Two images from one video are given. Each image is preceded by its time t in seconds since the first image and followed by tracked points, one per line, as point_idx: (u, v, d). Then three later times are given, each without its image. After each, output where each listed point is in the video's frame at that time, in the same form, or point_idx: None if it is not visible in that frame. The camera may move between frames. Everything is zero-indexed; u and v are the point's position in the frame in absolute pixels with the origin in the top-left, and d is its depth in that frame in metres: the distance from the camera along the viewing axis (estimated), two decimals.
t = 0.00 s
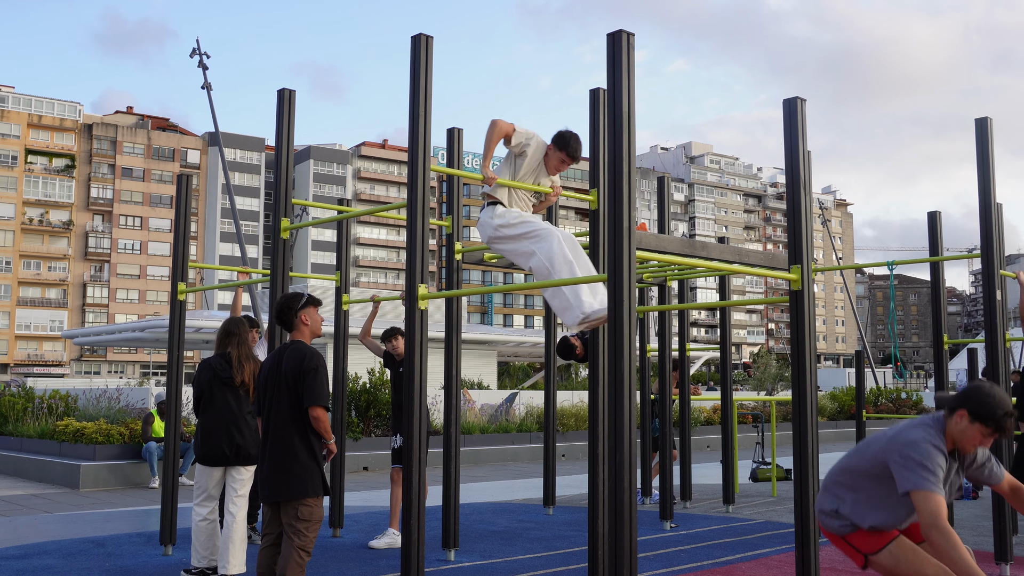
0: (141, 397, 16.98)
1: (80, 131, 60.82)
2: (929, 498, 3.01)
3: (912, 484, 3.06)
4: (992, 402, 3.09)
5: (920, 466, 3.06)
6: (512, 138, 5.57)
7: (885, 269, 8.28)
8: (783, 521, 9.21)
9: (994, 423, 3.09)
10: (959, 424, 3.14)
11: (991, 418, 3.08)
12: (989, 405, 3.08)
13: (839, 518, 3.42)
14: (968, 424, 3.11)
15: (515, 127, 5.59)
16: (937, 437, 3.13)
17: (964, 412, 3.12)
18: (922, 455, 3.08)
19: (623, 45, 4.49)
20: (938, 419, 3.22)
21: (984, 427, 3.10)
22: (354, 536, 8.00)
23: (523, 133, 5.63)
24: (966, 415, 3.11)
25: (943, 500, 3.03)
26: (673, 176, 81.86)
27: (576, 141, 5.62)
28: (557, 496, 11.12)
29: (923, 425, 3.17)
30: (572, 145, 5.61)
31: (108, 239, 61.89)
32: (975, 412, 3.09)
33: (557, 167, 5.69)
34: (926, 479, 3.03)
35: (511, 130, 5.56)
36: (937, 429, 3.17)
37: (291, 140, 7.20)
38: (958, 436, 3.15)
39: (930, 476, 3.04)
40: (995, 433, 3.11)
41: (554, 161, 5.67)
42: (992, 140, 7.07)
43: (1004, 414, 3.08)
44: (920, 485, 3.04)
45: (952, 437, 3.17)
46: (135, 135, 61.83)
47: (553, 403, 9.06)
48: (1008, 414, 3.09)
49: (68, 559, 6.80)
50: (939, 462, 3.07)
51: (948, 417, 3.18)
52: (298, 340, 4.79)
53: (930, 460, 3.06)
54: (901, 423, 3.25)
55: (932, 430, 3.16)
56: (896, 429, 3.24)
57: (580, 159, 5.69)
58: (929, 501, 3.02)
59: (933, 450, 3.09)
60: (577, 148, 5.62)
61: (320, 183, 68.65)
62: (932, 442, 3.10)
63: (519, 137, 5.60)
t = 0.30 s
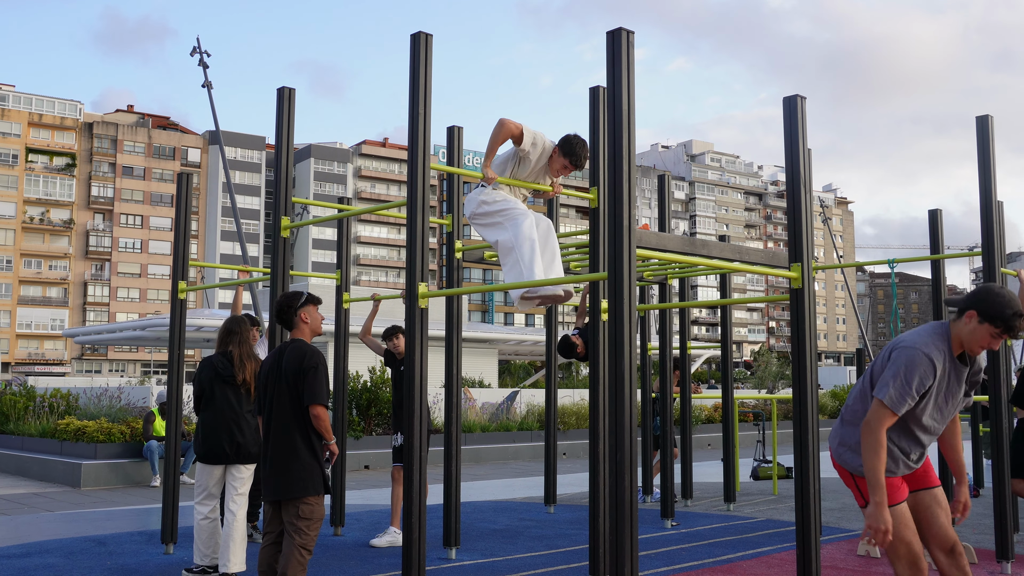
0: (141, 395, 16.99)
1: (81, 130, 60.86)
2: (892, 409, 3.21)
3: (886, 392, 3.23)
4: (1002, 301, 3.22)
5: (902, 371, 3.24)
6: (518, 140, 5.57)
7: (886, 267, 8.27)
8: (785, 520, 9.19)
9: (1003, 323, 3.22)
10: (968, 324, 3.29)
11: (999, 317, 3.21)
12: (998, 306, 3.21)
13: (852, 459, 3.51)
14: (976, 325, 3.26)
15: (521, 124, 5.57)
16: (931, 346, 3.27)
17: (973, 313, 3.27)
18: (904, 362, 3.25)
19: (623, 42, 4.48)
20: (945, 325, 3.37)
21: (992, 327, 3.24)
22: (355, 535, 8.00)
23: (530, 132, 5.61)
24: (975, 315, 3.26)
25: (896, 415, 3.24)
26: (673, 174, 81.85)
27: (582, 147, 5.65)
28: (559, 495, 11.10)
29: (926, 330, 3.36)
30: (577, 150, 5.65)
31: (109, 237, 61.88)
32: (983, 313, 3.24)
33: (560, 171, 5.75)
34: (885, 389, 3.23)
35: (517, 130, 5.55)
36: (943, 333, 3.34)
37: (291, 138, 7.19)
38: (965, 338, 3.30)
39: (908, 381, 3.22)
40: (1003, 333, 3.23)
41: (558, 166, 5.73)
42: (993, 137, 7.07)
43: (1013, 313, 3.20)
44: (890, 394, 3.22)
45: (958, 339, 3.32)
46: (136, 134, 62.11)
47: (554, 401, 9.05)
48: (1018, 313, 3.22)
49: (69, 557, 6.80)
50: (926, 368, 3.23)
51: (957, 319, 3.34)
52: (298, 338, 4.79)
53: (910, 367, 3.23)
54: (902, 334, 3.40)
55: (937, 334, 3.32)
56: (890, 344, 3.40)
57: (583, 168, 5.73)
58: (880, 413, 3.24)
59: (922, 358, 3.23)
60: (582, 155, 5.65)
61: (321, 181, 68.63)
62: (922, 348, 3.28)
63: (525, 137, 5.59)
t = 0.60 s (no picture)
0: (143, 394, 16.99)
1: (82, 129, 60.89)
2: (879, 385, 3.35)
3: (874, 369, 3.38)
4: (1003, 272, 3.35)
5: (893, 348, 3.37)
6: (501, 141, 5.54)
7: (888, 267, 8.26)
8: (787, 520, 9.19)
9: (1002, 294, 3.34)
10: (968, 298, 3.40)
11: (1000, 288, 3.34)
12: (998, 277, 3.34)
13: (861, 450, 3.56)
14: (978, 297, 3.37)
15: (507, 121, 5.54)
16: (930, 325, 3.38)
17: (975, 285, 3.39)
18: (898, 339, 3.38)
19: (626, 42, 4.48)
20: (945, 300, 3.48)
21: (994, 299, 3.36)
22: (357, 534, 8.00)
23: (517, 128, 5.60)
24: (975, 288, 3.39)
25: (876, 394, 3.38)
26: (675, 174, 81.84)
27: (570, 149, 5.59)
28: (560, 495, 11.10)
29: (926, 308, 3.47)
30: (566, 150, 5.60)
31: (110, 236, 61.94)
32: (984, 285, 3.36)
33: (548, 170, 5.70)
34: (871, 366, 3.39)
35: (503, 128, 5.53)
36: (941, 305, 3.44)
37: (293, 137, 7.18)
38: (967, 311, 3.39)
39: (901, 358, 3.35)
40: (1004, 305, 3.35)
41: (546, 165, 5.69)
42: (997, 138, 7.06)
43: (1014, 285, 3.33)
44: (876, 371, 3.37)
45: (958, 314, 3.42)
46: (138, 133, 62.15)
47: (555, 401, 9.05)
48: (1019, 285, 3.34)
49: (71, 556, 6.81)
50: (920, 347, 3.34)
51: (959, 292, 3.45)
52: (298, 337, 4.78)
53: (901, 344, 3.36)
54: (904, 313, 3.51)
55: (935, 311, 3.43)
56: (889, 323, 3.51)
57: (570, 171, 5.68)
58: (862, 389, 3.39)
59: (915, 335, 3.35)
60: (570, 157, 5.60)
61: (322, 180, 68.61)
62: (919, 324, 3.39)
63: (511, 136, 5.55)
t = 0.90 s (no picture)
0: (145, 395, 17.00)
1: (85, 129, 60.91)
2: (895, 412, 3.18)
3: (888, 396, 3.22)
4: (1002, 299, 3.25)
5: (905, 375, 3.22)
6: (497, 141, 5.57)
7: (890, 269, 8.25)
8: (788, 523, 9.19)
9: (1002, 321, 3.24)
10: (966, 325, 3.29)
11: (998, 316, 3.23)
12: (998, 304, 3.24)
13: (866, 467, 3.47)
14: (976, 324, 3.27)
15: (502, 118, 5.57)
16: (934, 346, 3.27)
17: (973, 313, 3.28)
18: (908, 362, 3.24)
19: (630, 44, 4.47)
20: (944, 326, 3.37)
21: (992, 326, 3.26)
22: (358, 535, 7.99)
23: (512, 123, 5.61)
24: (974, 315, 3.28)
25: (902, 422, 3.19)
26: (677, 176, 81.80)
27: (570, 140, 5.57)
28: (561, 496, 11.09)
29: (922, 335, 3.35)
30: (565, 141, 5.57)
31: (113, 236, 62.05)
32: (984, 312, 3.25)
33: (550, 163, 5.70)
34: (894, 394, 3.20)
35: (497, 126, 5.55)
36: (941, 333, 3.34)
37: (296, 138, 7.19)
38: (964, 339, 3.30)
39: (910, 385, 3.20)
40: (1004, 332, 3.25)
41: (545, 159, 5.69)
42: (1000, 141, 7.05)
43: (1011, 312, 3.23)
44: (892, 398, 3.20)
45: (957, 340, 3.32)
46: (141, 133, 62.08)
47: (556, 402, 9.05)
48: (1017, 312, 3.24)
49: (72, 556, 6.81)
50: (928, 371, 3.22)
51: (957, 319, 3.34)
52: (299, 338, 4.78)
53: (913, 370, 3.22)
54: (904, 337, 3.39)
55: (933, 338, 3.33)
56: (893, 346, 3.37)
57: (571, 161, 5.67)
58: (886, 418, 3.20)
59: (923, 361, 3.23)
60: (570, 148, 5.58)
61: (325, 181, 68.62)
62: (924, 353, 3.26)
63: (504, 132, 5.57)
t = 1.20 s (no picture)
0: (149, 397, 17.00)
1: (88, 132, 61.02)
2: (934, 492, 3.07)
3: (917, 473, 3.13)
4: (999, 387, 3.11)
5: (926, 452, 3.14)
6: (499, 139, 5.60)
7: (893, 271, 8.25)
8: (791, 525, 9.18)
9: (999, 410, 3.12)
10: (963, 412, 3.21)
11: (994, 403, 3.12)
12: (994, 393, 3.11)
13: (849, 521, 3.46)
14: (973, 411, 3.17)
15: (497, 113, 5.59)
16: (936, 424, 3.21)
17: (970, 400, 3.18)
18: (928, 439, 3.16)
19: (632, 47, 4.47)
20: (943, 409, 3.30)
21: (989, 414, 3.15)
22: (361, 537, 7.99)
23: (508, 114, 5.64)
24: (970, 403, 3.18)
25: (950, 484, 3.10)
26: (680, 178, 81.80)
27: (574, 106, 5.58)
28: (564, 499, 11.11)
29: (929, 414, 3.26)
30: (569, 108, 5.58)
31: (116, 239, 62.16)
32: (980, 400, 3.15)
33: (561, 135, 5.68)
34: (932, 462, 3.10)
35: (493, 122, 5.56)
36: (941, 418, 3.26)
37: (299, 141, 7.21)
38: (961, 425, 3.23)
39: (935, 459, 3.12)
40: (1000, 420, 3.14)
41: (554, 129, 5.65)
42: (1003, 143, 7.04)
43: (1009, 400, 3.10)
44: (927, 472, 3.11)
45: (956, 426, 3.25)
46: (144, 136, 62.17)
47: (559, 405, 9.06)
48: (1013, 399, 3.11)
49: (76, 558, 6.82)
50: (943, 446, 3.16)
51: (953, 406, 3.26)
52: (301, 340, 4.78)
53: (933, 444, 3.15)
54: (906, 416, 3.32)
55: (935, 416, 3.26)
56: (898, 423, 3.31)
57: (583, 127, 5.64)
58: (935, 484, 3.09)
59: (938, 437, 3.17)
60: (576, 113, 5.58)
61: (328, 183, 68.67)
62: (937, 431, 3.19)
63: (502, 128, 5.58)
